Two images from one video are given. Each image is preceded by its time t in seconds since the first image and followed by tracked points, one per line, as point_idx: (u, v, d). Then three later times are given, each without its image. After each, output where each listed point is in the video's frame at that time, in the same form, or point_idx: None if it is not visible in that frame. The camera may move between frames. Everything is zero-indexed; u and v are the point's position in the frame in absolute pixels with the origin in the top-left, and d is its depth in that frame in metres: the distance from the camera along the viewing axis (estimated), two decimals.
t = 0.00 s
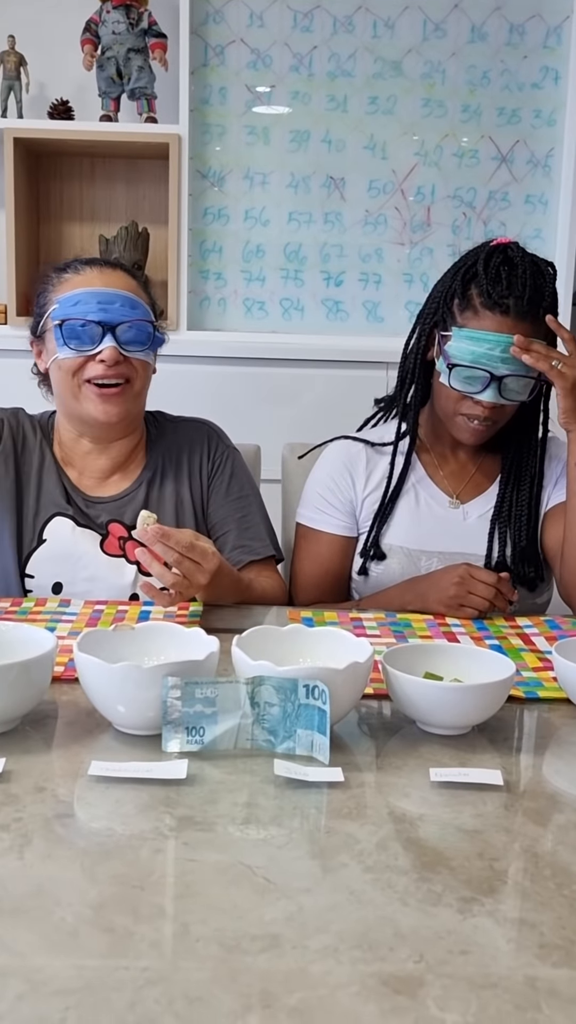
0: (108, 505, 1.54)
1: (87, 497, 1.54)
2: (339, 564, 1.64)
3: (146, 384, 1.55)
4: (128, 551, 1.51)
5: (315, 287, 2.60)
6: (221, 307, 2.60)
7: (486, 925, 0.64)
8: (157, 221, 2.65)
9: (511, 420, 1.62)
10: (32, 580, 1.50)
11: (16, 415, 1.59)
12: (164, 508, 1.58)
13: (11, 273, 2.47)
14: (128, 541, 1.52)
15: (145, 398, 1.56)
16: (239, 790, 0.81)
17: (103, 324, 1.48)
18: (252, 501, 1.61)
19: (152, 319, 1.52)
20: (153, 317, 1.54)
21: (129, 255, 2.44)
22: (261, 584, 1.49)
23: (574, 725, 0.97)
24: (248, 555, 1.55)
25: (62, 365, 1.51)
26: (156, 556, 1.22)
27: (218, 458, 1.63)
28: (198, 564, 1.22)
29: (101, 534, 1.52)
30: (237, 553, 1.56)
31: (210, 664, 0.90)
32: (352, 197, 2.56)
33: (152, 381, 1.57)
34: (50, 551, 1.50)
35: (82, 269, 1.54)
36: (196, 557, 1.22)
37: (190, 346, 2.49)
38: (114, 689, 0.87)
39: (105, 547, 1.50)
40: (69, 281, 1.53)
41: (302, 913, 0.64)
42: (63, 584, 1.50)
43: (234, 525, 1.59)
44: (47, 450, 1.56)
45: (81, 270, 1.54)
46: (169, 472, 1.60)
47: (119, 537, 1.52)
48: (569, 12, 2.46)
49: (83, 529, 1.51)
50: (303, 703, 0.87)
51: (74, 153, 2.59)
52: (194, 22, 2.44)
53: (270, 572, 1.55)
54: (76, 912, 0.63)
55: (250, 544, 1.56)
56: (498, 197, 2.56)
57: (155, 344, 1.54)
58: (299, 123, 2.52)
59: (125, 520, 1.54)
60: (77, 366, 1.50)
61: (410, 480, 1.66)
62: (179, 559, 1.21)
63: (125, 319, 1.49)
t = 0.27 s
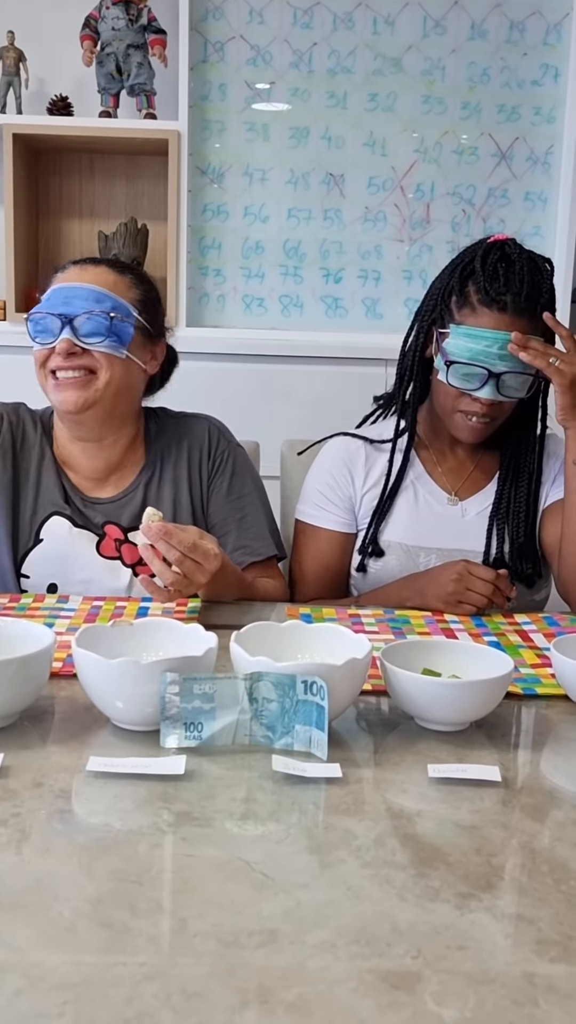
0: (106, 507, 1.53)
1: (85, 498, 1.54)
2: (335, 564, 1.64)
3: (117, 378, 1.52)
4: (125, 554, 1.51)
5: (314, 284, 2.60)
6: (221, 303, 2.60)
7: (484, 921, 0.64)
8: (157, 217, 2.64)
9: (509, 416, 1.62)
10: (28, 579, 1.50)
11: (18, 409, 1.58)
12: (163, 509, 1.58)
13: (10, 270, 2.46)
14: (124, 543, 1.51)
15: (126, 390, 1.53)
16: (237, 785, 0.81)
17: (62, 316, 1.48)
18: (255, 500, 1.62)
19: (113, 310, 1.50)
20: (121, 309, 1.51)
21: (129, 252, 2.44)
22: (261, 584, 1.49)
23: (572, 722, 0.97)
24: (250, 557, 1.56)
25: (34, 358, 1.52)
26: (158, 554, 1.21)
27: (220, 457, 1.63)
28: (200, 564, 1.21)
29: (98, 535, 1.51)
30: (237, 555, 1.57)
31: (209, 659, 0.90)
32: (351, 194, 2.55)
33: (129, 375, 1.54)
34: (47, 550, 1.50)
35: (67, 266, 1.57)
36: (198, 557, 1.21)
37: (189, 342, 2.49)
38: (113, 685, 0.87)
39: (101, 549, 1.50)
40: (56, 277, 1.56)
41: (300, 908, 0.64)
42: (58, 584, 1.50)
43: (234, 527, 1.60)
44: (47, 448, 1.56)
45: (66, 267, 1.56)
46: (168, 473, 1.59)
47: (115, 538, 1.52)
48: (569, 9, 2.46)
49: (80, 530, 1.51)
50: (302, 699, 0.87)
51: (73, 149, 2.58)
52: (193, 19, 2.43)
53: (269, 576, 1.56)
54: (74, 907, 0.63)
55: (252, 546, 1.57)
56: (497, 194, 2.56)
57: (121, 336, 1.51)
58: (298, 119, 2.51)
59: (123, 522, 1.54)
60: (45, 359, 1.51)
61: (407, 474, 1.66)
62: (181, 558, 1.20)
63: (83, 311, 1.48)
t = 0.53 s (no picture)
0: (102, 516, 1.53)
1: (80, 508, 1.54)
2: (335, 558, 1.64)
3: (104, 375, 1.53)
4: (121, 567, 1.51)
5: (314, 280, 2.59)
6: (220, 299, 2.60)
7: (483, 917, 0.64)
8: (156, 213, 2.64)
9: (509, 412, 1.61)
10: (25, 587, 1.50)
11: (7, 420, 1.57)
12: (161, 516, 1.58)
13: (10, 265, 2.46)
14: (121, 557, 1.51)
15: (114, 390, 1.54)
16: (237, 781, 0.81)
17: (47, 315, 1.49)
18: (257, 504, 1.61)
19: (99, 307, 1.50)
20: (106, 306, 1.52)
21: (128, 248, 2.43)
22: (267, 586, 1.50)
23: (571, 719, 0.97)
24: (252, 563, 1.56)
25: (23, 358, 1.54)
26: (159, 547, 1.21)
27: (218, 463, 1.62)
28: (200, 559, 1.21)
29: (93, 547, 1.51)
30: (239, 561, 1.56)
31: (208, 656, 0.90)
32: (351, 191, 2.55)
33: (119, 372, 1.55)
34: (41, 565, 1.49)
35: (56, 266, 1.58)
36: (199, 552, 1.21)
37: (188, 338, 2.49)
38: (111, 681, 0.86)
39: (97, 562, 1.50)
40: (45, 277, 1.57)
41: (300, 905, 0.64)
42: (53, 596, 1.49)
43: (237, 534, 1.59)
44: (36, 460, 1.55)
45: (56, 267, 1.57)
46: (164, 480, 1.59)
47: (111, 552, 1.51)
48: (569, 5, 2.45)
49: (74, 542, 1.50)
50: (301, 696, 0.86)
51: (73, 144, 2.57)
52: (193, 14, 2.42)
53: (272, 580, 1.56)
54: (73, 903, 0.63)
55: (254, 552, 1.57)
56: (497, 191, 2.55)
57: (108, 332, 1.51)
58: (299, 115, 2.51)
59: (118, 533, 1.53)
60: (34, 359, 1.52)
61: (406, 468, 1.66)
62: (181, 553, 1.20)
63: (68, 309, 1.49)
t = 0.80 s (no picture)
0: (98, 522, 1.53)
1: (75, 515, 1.53)
2: (334, 557, 1.64)
3: (124, 380, 1.52)
4: (119, 574, 1.51)
5: (314, 279, 2.59)
6: (221, 298, 2.60)
7: (483, 916, 0.64)
8: (157, 212, 2.64)
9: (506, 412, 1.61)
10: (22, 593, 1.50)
11: None
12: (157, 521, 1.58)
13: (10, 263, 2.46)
14: (119, 564, 1.51)
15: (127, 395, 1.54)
16: (237, 780, 0.81)
17: (69, 321, 1.45)
18: (254, 508, 1.63)
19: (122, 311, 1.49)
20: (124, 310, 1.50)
21: (129, 246, 2.43)
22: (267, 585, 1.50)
23: (570, 719, 0.97)
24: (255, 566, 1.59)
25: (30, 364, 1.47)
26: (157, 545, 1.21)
27: (213, 467, 1.63)
28: (198, 558, 1.21)
29: (89, 553, 1.51)
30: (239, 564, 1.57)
31: (209, 654, 0.90)
32: (352, 190, 2.55)
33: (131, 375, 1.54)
34: (35, 573, 1.49)
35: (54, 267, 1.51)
36: (197, 551, 1.21)
37: (189, 336, 2.49)
38: (112, 679, 0.86)
39: (92, 568, 1.50)
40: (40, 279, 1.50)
41: (300, 904, 0.64)
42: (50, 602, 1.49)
43: (236, 537, 1.61)
44: (25, 468, 1.53)
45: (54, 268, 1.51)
46: (160, 484, 1.59)
47: (108, 559, 1.51)
48: (571, 5, 2.45)
49: (68, 549, 1.50)
50: (302, 695, 0.87)
51: (74, 142, 2.57)
52: (195, 12, 2.42)
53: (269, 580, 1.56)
54: (74, 901, 0.63)
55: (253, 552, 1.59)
56: (498, 190, 2.55)
57: (129, 337, 1.50)
58: (300, 114, 2.50)
59: (114, 538, 1.53)
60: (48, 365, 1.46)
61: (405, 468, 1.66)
62: (179, 552, 1.20)
63: (94, 314, 1.46)
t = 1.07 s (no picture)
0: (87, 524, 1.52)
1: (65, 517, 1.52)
2: (330, 556, 1.64)
3: (85, 390, 1.48)
4: (114, 575, 1.50)
5: (312, 277, 2.59)
6: (218, 296, 2.59)
7: (478, 915, 0.64)
8: (154, 209, 2.63)
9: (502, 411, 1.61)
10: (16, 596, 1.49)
11: None
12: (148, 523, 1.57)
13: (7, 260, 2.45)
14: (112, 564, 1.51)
15: (96, 401, 1.50)
16: (231, 778, 0.81)
17: (21, 334, 1.41)
18: (246, 508, 1.62)
19: (75, 321, 1.44)
20: (81, 317, 1.45)
21: (126, 244, 2.43)
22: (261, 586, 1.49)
23: (566, 717, 0.97)
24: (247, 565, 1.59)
25: None
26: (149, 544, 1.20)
27: (202, 467, 1.61)
28: (191, 555, 1.21)
29: (82, 553, 1.51)
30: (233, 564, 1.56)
31: (203, 651, 0.90)
32: (349, 188, 2.55)
33: (96, 381, 1.50)
34: (28, 574, 1.49)
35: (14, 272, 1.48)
36: (189, 548, 1.20)
37: (185, 334, 2.48)
38: (106, 676, 0.86)
39: (86, 569, 1.50)
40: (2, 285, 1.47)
41: (294, 902, 0.64)
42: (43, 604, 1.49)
43: (228, 535, 1.61)
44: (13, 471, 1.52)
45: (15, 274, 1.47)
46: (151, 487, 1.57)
47: (102, 560, 1.51)
48: (569, 4, 2.45)
49: (60, 550, 1.50)
50: (296, 692, 0.86)
51: (71, 140, 2.57)
52: (192, 10, 2.41)
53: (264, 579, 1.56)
54: (66, 899, 0.63)
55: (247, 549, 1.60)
56: (496, 189, 2.55)
57: (86, 346, 1.45)
58: (298, 112, 2.50)
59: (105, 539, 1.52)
60: (9, 378, 1.44)
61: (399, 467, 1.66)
62: (172, 549, 1.20)
63: (45, 326, 1.42)
